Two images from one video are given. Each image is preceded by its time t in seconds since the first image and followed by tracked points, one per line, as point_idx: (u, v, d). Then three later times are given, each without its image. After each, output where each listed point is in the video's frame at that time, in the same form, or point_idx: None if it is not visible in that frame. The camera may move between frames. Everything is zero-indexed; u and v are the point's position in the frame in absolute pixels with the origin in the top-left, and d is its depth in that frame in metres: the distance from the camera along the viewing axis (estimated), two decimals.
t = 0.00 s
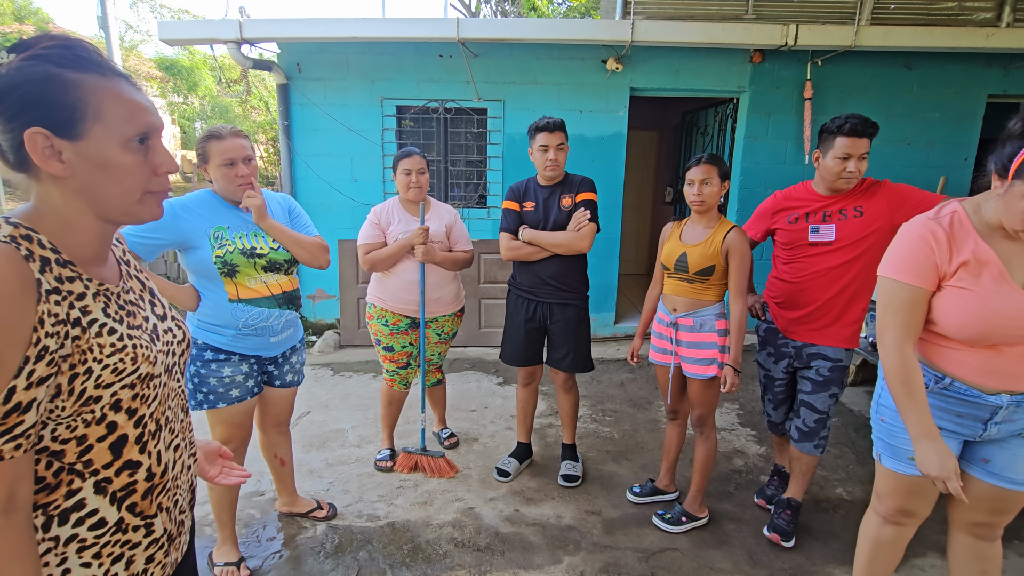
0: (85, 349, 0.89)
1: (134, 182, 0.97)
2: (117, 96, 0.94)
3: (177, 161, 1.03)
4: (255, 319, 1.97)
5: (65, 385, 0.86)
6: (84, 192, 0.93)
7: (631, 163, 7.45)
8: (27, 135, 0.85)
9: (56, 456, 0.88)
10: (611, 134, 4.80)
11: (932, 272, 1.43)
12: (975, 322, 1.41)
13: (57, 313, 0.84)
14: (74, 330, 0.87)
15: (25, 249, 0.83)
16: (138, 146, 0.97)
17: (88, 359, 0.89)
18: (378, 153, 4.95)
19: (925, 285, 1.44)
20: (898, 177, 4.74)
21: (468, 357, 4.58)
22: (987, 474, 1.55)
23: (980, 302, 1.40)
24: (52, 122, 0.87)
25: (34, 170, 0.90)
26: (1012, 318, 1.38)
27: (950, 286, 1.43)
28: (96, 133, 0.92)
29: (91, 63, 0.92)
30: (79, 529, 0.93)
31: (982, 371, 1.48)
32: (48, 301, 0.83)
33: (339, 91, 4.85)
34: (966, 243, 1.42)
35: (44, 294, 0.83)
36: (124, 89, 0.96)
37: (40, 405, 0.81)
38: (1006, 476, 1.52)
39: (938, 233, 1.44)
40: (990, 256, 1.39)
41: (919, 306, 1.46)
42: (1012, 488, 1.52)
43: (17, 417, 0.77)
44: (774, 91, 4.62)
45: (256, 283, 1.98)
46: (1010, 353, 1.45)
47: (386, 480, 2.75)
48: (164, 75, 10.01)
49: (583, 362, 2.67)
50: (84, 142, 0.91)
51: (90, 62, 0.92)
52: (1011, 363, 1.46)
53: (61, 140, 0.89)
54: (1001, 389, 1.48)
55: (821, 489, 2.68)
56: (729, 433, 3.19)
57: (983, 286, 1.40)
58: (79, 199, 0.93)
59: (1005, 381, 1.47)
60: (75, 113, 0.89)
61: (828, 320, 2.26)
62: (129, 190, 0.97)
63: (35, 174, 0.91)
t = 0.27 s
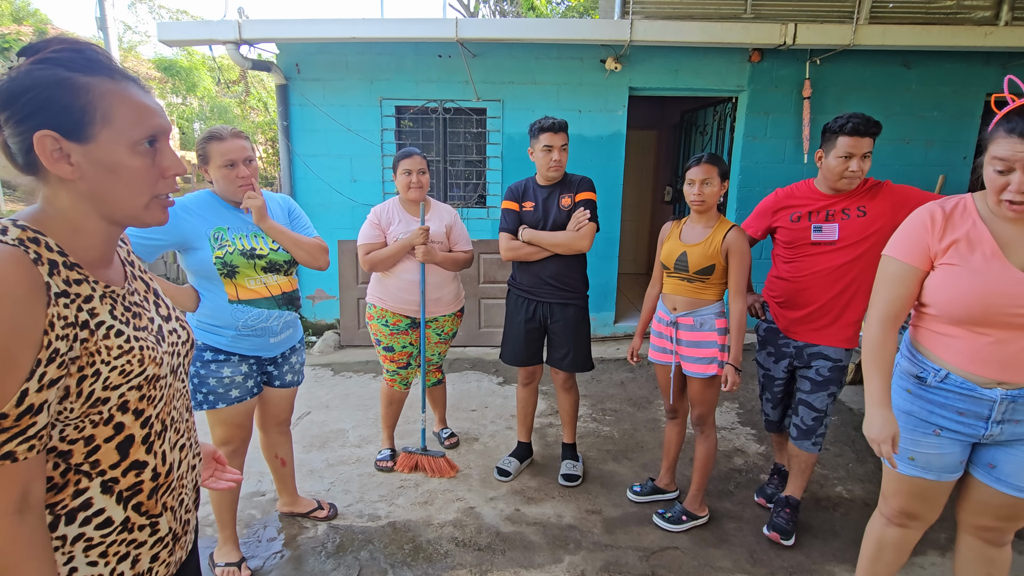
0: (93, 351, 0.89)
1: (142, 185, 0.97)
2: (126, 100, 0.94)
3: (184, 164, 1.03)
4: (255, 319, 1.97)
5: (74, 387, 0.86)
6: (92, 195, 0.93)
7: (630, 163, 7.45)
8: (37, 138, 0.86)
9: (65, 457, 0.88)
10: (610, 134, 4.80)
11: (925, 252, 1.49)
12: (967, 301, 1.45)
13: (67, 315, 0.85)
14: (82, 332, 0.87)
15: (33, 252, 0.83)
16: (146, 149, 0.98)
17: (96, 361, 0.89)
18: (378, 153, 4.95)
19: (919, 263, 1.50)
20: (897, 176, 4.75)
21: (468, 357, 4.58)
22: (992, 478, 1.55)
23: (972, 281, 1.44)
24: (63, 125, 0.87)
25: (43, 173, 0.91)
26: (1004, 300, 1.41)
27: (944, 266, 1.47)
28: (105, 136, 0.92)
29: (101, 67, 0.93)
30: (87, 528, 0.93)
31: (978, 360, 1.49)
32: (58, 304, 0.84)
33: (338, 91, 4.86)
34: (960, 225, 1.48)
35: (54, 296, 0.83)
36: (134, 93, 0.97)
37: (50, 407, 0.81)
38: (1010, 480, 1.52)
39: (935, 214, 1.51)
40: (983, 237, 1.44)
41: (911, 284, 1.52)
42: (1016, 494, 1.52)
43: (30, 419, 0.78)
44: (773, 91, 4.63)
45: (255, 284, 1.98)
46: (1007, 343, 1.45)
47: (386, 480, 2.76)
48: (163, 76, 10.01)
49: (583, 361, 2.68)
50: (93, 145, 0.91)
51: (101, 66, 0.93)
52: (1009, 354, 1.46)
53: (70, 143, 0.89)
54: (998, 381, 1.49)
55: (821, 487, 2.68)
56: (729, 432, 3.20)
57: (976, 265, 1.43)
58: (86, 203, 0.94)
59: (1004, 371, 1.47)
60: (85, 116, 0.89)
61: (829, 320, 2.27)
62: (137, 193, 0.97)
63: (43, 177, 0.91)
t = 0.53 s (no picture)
0: (103, 353, 0.89)
1: (145, 185, 0.97)
2: (129, 99, 0.94)
3: (186, 165, 1.03)
4: (256, 320, 1.97)
5: (85, 389, 0.86)
6: (94, 193, 0.93)
7: (630, 162, 7.45)
8: (41, 136, 0.85)
9: (74, 459, 0.88)
10: (610, 133, 4.80)
11: (921, 242, 1.59)
12: (956, 283, 1.49)
13: (77, 317, 0.84)
14: (94, 335, 0.87)
15: (42, 254, 0.82)
16: (149, 150, 0.98)
17: (106, 362, 0.89)
18: (377, 153, 4.95)
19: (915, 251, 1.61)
20: (897, 175, 4.74)
21: (468, 357, 4.58)
22: (992, 480, 1.52)
23: (961, 264, 1.49)
24: (67, 125, 0.87)
25: (45, 171, 0.90)
26: (993, 284, 1.44)
27: (940, 252, 1.54)
28: (109, 135, 0.92)
29: (105, 66, 0.93)
30: (98, 527, 0.93)
31: (973, 348, 1.50)
32: (68, 306, 0.83)
33: (338, 91, 4.85)
34: (963, 215, 1.54)
35: (64, 299, 0.83)
36: (136, 93, 0.96)
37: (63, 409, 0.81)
38: (1011, 481, 1.49)
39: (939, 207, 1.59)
40: (981, 226, 1.49)
41: (907, 270, 1.63)
42: (1016, 497, 1.49)
43: (44, 421, 0.78)
44: (773, 89, 4.62)
45: (256, 285, 1.98)
46: (1003, 331, 1.45)
47: (387, 480, 2.75)
48: (162, 77, 10.00)
49: (584, 361, 2.67)
50: (97, 145, 0.91)
51: (104, 65, 0.93)
52: (1004, 343, 1.45)
53: (74, 142, 0.89)
54: (991, 374, 1.49)
55: (822, 486, 2.68)
56: (730, 431, 3.20)
57: (966, 248, 1.49)
58: (89, 202, 0.94)
59: (1000, 360, 1.47)
60: (89, 115, 0.89)
61: (830, 319, 2.27)
62: (141, 193, 0.97)
63: (46, 175, 0.91)
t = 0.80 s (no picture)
0: (113, 351, 0.88)
1: (142, 184, 0.97)
2: (121, 97, 0.93)
3: (182, 161, 1.03)
4: (256, 319, 1.97)
5: (97, 387, 0.86)
6: (91, 193, 0.93)
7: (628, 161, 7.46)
8: (34, 138, 0.85)
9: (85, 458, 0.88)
10: (608, 132, 4.80)
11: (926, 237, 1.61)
12: (953, 277, 1.50)
13: (91, 315, 0.84)
14: (106, 333, 0.87)
15: (53, 253, 0.82)
16: (144, 147, 0.97)
17: (116, 360, 0.89)
18: (376, 152, 4.95)
19: (921, 247, 1.62)
20: (896, 173, 4.75)
21: (468, 356, 4.58)
22: (989, 476, 1.52)
23: (959, 259, 1.49)
24: (60, 123, 0.86)
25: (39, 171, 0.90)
26: (987, 277, 1.45)
27: (942, 247, 1.55)
28: (103, 134, 0.91)
29: (94, 63, 0.92)
30: (103, 527, 0.93)
31: (970, 342, 1.51)
32: (82, 304, 0.83)
33: (336, 90, 4.85)
34: (969, 211, 1.54)
35: (78, 296, 0.83)
36: (128, 90, 0.95)
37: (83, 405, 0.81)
38: (1009, 478, 1.49)
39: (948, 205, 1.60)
40: (984, 221, 1.49)
41: (918, 266, 1.65)
42: (1014, 494, 1.49)
43: (71, 415, 0.78)
44: (771, 87, 4.62)
45: (256, 284, 1.97)
46: (1000, 326, 1.45)
47: (387, 480, 2.75)
48: (160, 77, 9.97)
49: (583, 359, 2.67)
50: (92, 144, 0.90)
51: (93, 64, 0.91)
52: (1002, 338, 1.45)
53: (68, 142, 0.88)
54: (989, 369, 1.49)
55: (821, 484, 2.68)
56: (729, 429, 3.20)
57: (964, 243, 1.50)
58: (87, 202, 0.94)
59: (998, 355, 1.47)
60: (82, 115, 0.88)
61: (829, 317, 2.27)
62: (137, 192, 0.96)
63: (40, 175, 0.91)
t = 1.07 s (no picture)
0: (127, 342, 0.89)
1: (146, 181, 0.97)
2: (119, 95, 0.92)
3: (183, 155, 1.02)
4: (256, 319, 1.97)
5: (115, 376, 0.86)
6: (101, 194, 0.94)
7: (626, 159, 7.46)
8: (40, 145, 0.86)
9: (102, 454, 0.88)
10: (606, 130, 4.80)
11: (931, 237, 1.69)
12: (942, 276, 1.58)
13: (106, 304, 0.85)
14: (127, 320, 0.88)
15: (64, 247, 0.82)
16: (145, 144, 0.97)
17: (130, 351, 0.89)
18: (374, 151, 4.94)
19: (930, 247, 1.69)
20: (893, 171, 4.76)
21: (466, 355, 4.59)
22: (983, 469, 1.52)
23: (947, 259, 1.58)
24: (61, 128, 0.86)
25: (45, 178, 0.90)
26: (969, 281, 1.51)
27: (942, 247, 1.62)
28: (105, 135, 0.91)
29: (86, 63, 0.90)
30: (112, 523, 0.92)
31: (955, 340, 1.57)
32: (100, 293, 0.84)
33: (333, 89, 4.84)
34: (971, 212, 1.60)
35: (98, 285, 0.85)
36: (123, 88, 0.94)
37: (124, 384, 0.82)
38: (1000, 472, 1.48)
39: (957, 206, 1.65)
40: (981, 223, 1.55)
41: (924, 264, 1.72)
42: (1007, 489, 1.47)
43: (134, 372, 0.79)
44: (768, 86, 4.63)
45: (256, 283, 1.98)
46: (982, 326, 1.50)
47: (386, 478, 2.76)
48: (156, 75, 9.93)
49: (582, 357, 2.68)
50: (96, 145, 0.90)
51: (87, 63, 0.90)
52: (982, 339, 1.51)
53: (73, 146, 0.88)
54: (973, 363, 1.53)
55: (819, 481, 2.70)
56: (727, 426, 3.21)
57: (951, 246, 1.59)
58: (94, 203, 0.94)
59: (980, 355, 1.51)
60: (82, 118, 0.88)
61: (826, 314, 2.28)
62: (142, 190, 0.97)
63: (45, 182, 0.91)
